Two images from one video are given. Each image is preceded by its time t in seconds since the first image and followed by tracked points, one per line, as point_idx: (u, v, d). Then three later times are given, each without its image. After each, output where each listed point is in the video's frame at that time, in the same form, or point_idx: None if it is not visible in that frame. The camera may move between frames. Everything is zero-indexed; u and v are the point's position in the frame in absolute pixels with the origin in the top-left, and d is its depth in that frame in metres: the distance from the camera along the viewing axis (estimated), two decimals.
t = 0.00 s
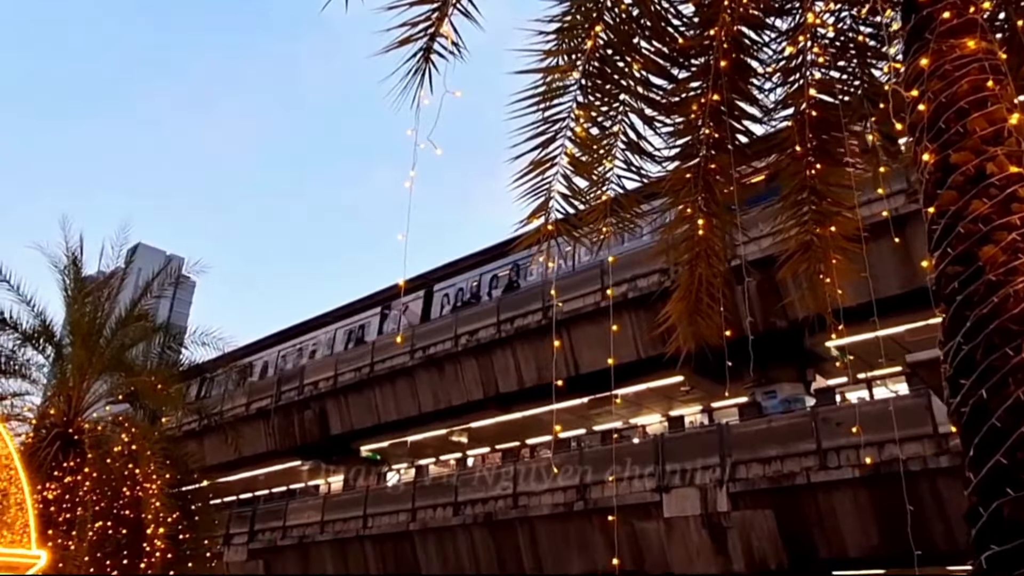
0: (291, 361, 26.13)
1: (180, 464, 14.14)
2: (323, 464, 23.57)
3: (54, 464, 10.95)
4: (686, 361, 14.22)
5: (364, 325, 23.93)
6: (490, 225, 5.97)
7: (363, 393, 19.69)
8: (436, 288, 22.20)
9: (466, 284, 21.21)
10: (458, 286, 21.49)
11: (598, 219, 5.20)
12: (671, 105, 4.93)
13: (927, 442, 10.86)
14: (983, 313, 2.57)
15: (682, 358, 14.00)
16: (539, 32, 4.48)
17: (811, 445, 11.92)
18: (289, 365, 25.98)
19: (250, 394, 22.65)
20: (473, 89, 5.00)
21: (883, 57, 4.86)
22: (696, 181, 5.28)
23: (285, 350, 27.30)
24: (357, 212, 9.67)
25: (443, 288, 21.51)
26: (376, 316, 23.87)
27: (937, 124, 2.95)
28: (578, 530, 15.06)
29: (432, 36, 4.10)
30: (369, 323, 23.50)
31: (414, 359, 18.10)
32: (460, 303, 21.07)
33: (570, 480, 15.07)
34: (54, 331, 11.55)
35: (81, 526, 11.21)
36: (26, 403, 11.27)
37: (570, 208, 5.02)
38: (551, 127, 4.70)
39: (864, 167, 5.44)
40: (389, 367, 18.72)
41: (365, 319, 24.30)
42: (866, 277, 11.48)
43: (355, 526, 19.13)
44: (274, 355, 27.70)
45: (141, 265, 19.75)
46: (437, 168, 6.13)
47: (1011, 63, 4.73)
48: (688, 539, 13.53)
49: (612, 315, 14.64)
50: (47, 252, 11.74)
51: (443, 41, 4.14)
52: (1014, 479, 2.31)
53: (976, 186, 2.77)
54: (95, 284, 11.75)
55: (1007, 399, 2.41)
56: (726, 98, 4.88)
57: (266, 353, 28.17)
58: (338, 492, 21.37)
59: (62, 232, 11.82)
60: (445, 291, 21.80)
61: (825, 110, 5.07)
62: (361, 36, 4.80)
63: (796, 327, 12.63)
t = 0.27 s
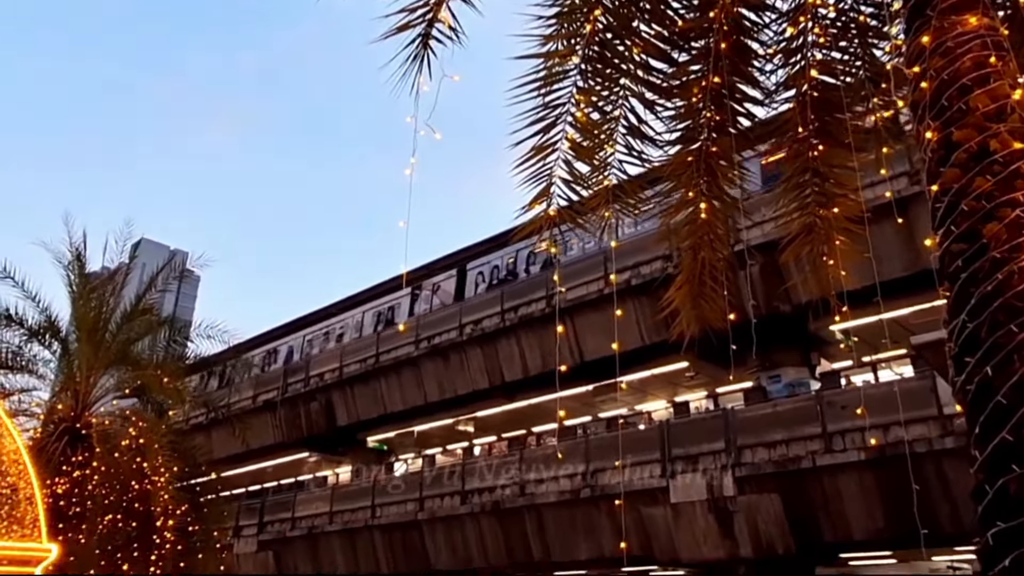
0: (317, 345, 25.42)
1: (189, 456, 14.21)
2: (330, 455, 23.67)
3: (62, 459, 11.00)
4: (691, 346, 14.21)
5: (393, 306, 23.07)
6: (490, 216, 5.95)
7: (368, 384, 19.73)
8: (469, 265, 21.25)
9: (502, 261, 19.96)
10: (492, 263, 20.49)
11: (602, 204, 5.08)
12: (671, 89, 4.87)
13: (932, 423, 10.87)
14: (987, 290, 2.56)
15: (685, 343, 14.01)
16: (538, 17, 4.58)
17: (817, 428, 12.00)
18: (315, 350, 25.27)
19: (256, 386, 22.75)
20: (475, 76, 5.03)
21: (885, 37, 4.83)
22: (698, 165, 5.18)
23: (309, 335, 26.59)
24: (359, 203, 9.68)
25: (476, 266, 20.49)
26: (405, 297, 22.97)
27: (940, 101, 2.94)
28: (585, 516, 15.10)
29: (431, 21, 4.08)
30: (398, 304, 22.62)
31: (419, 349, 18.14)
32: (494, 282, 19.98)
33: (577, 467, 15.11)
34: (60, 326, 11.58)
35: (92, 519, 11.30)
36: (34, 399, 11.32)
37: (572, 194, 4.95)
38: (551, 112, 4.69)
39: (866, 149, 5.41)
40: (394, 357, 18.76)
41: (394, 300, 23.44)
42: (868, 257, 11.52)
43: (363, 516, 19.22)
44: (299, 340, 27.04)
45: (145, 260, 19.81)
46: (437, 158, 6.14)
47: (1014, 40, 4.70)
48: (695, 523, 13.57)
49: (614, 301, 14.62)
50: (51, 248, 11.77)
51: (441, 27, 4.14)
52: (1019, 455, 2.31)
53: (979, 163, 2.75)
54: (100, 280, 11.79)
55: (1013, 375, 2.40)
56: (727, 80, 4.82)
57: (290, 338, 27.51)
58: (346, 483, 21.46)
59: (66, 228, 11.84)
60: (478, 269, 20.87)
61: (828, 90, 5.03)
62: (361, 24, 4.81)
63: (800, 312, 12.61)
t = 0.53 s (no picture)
0: (343, 330, 24.90)
1: (197, 450, 14.29)
2: (338, 447, 23.78)
3: (72, 454, 11.08)
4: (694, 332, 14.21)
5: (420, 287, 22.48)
6: (491, 207, 5.91)
7: (374, 375, 19.78)
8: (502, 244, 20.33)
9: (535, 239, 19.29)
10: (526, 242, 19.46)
11: (601, 192, 5.15)
12: (671, 73, 4.91)
13: (938, 405, 10.85)
14: (988, 269, 2.55)
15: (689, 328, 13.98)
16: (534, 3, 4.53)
17: (822, 412, 12.05)
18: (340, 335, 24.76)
19: (263, 380, 22.86)
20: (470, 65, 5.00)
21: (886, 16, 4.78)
22: (698, 149, 5.22)
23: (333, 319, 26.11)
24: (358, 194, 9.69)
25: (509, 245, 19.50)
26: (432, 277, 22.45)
27: (939, 80, 2.92)
28: (592, 503, 15.15)
29: (427, 8, 4.06)
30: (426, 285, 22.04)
31: (425, 340, 18.16)
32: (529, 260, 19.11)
33: (583, 455, 15.16)
34: (66, 323, 11.62)
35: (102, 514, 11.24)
36: (42, 395, 11.42)
37: (572, 179, 4.93)
38: (550, 99, 4.65)
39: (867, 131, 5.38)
40: (399, 349, 18.82)
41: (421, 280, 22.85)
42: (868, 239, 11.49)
43: (372, 507, 19.32)
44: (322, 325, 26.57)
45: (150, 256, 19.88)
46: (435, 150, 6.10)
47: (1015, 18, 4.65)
48: (702, 509, 13.61)
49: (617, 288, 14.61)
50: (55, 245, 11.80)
51: (436, 13, 4.12)
52: (1020, 433, 2.31)
53: (979, 142, 2.73)
54: (105, 276, 11.85)
55: (1013, 354, 2.40)
56: (725, 64, 4.82)
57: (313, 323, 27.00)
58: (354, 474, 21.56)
59: (70, 225, 11.88)
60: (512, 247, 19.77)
61: (827, 72, 5.00)
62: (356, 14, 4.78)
63: (804, 297, 12.57)
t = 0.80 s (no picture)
0: (370, 313, 24.49)
1: (209, 442, 14.39)
2: (348, 437, 23.90)
3: (84, 447, 11.18)
4: (701, 317, 14.17)
5: (452, 267, 22.03)
6: (495, 193, 5.87)
7: (383, 365, 19.84)
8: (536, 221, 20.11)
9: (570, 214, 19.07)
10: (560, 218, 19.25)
11: (603, 177, 5.15)
12: (673, 57, 4.83)
13: (947, 387, 10.82)
14: (995, 247, 2.52)
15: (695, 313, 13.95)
16: None
17: (831, 397, 12.03)
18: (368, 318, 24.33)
19: (273, 371, 22.98)
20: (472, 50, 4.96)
21: None
22: (701, 132, 5.20)
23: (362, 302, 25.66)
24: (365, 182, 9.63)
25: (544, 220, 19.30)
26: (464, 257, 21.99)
27: (943, 57, 2.90)
28: (602, 490, 15.20)
29: None
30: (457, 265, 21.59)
31: (433, 329, 18.20)
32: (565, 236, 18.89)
33: (592, 442, 15.20)
34: (75, 317, 11.68)
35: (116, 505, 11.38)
36: (53, 389, 11.49)
37: (574, 164, 4.92)
38: (552, 84, 4.64)
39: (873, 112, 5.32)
40: (408, 338, 18.88)
41: (452, 261, 22.40)
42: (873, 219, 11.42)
43: (383, 495, 19.43)
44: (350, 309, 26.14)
45: (158, 249, 19.97)
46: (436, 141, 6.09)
47: None
48: (711, 494, 13.65)
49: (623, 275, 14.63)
50: (63, 240, 11.87)
51: None
52: None
53: (984, 119, 2.70)
54: (113, 271, 11.92)
55: (1021, 332, 2.38)
56: (728, 45, 4.79)
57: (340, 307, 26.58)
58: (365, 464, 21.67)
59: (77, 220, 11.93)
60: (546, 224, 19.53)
61: (831, 53, 4.91)
62: None
63: (811, 281, 12.52)
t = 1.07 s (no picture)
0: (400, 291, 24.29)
1: (222, 430, 14.52)
2: (360, 424, 24.05)
3: (97, 436, 11.20)
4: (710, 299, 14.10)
5: (484, 243, 21.74)
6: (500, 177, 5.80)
7: (393, 352, 19.92)
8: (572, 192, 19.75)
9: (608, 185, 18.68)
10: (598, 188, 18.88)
11: (608, 160, 5.11)
12: (676, 34, 4.79)
13: (957, 365, 10.80)
14: (1002, 220, 2.50)
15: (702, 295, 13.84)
16: None
17: (840, 376, 12.00)
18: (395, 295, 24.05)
19: (284, 359, 23.11)
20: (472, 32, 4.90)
21: None
22: (706, 110, 5.19)
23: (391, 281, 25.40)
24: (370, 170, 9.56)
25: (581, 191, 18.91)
26: (495, 233, 21.76)
27: (948, 29, 2.87)
28: (613, 472, 15.25)
29: None
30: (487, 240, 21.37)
31: (442, 315, 18.23)
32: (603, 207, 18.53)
33: (603, 424, 15.23)
34: (85, 308, 11.75)
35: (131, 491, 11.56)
36: (66, 379, 11.61)
37: (578, 146, 4.85)
38: (554, 64, 4.60)
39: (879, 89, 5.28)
40: (417, 325, 18.93)
41: (483, 237, 22.13)
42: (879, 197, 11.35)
43: (395, 481, 19.56)
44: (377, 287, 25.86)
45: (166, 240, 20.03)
46: (437, 130, 6.05)
47: None
48: (722, 475, 13.70)
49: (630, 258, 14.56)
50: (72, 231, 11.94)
51: None
52: None
53: (990, 91, 2.67)
54: (122, 263, 11.96)
55: None
56: (731, 22, 4.74)
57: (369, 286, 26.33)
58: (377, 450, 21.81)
59: (86, 211, 11.99)
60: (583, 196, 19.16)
61: (837, 29, 4.90)
62: None
63: (818, 261, 12.42)
